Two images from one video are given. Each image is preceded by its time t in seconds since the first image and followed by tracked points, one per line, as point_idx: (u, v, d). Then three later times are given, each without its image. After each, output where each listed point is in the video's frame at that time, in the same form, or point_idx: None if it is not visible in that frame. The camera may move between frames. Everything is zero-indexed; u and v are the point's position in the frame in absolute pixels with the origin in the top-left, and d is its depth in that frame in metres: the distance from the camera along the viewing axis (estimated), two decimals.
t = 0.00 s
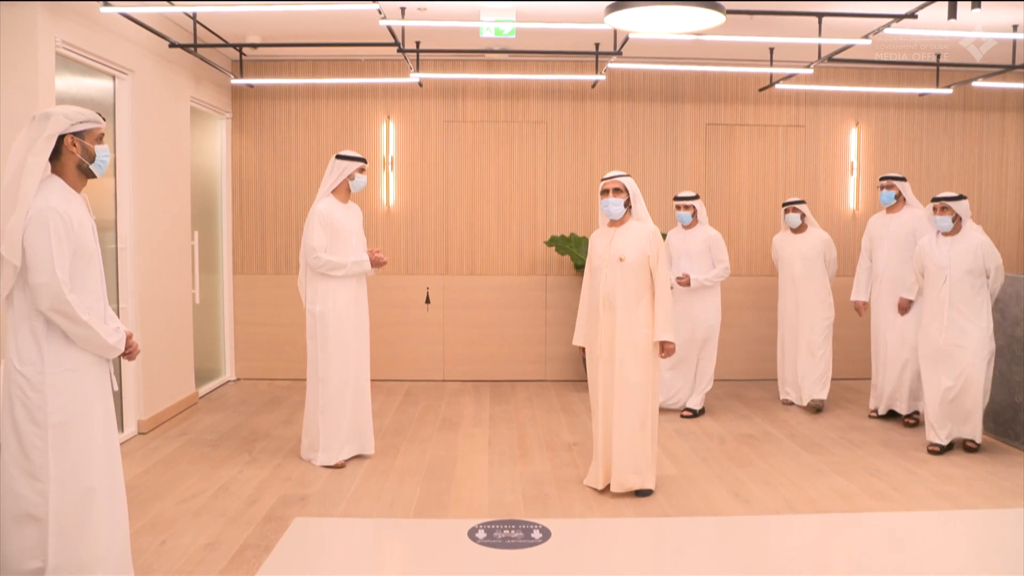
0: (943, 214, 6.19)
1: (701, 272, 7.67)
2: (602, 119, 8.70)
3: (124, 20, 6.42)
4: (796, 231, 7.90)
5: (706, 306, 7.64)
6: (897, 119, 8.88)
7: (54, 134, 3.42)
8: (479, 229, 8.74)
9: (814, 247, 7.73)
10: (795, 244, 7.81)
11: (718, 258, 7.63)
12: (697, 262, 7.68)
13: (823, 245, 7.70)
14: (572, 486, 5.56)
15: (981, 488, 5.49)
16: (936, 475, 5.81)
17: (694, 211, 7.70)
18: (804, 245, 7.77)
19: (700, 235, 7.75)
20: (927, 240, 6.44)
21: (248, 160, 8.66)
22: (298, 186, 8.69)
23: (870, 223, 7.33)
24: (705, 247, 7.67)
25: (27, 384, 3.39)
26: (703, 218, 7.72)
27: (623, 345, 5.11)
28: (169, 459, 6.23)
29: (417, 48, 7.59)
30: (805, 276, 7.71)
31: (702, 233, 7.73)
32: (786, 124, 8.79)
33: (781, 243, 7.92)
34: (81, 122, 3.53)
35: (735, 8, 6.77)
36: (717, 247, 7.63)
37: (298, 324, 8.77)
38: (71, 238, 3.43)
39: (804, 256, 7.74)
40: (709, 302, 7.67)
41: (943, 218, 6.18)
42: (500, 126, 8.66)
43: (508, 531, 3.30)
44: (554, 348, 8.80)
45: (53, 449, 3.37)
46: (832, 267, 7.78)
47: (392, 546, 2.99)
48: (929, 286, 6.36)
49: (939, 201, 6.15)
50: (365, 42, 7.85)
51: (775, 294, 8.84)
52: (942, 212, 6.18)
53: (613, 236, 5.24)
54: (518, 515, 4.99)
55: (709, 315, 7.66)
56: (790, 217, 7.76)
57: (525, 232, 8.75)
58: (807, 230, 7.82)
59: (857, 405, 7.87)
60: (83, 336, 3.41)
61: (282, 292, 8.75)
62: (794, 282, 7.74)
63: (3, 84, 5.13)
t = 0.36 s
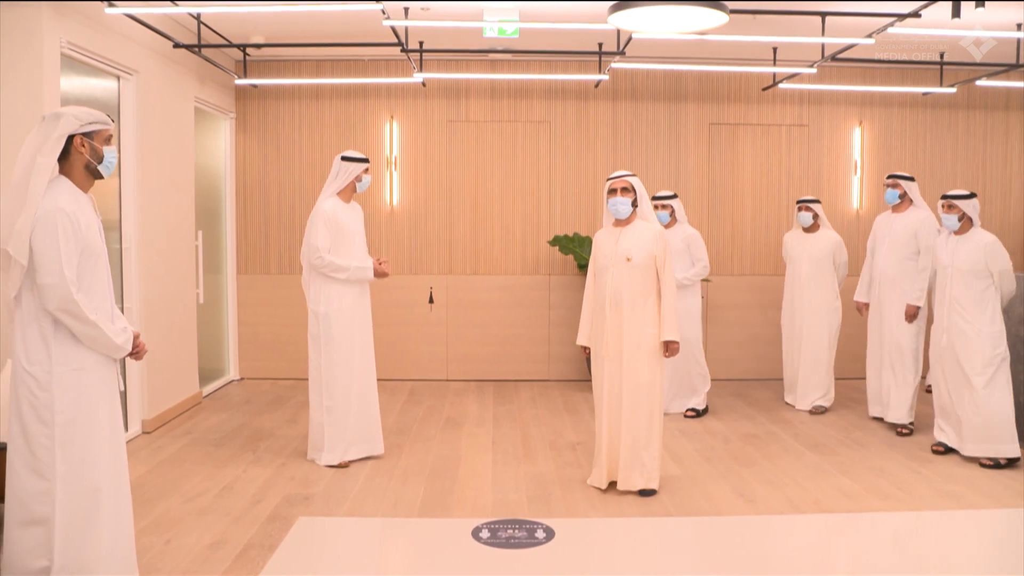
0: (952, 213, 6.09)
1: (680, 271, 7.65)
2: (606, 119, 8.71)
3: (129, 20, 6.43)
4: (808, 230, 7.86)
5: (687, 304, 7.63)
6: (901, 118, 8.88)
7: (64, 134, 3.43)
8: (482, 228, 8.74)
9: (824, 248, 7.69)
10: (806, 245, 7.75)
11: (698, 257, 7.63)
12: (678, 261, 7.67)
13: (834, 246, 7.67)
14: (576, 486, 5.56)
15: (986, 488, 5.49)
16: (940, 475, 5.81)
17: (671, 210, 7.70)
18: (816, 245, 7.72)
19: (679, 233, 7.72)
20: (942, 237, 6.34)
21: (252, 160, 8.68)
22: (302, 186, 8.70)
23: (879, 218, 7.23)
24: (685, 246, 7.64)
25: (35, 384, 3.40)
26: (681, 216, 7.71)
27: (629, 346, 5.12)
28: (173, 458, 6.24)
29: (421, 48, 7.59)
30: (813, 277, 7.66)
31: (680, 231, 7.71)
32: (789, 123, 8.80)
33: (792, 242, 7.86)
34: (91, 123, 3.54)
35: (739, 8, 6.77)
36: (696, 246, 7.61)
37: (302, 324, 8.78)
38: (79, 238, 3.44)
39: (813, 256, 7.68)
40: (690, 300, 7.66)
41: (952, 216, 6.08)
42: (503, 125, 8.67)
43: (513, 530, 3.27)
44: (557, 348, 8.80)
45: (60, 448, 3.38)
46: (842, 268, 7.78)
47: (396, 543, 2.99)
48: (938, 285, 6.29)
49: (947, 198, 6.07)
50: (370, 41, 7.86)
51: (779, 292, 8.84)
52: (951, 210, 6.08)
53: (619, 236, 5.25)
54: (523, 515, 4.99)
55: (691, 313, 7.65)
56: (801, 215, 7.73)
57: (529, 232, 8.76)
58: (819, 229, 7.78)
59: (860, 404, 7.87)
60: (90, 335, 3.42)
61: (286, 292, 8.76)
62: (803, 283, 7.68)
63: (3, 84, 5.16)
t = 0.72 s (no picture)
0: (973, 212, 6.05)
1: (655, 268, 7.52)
2: (610, 119, 8.71)
3: (132, 21, 6.43)
4: (821, 231, 7.84)
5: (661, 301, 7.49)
6: (904, 118, 8.87)
7: (75, 136, 3.43)
8: (486, 228, 8.75)
9: (837, 250, 7.68)
10: (817, 245, 7.74)
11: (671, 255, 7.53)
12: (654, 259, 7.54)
13: (846, 249, 7.67)
14: (581, 486, 5.56)
15: (990, 488, 5.48)
16: (944, 474, 5.80)
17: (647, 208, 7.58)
18: (828, 246, 7.70)
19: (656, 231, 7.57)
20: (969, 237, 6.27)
21: (255, 160, 8.68)
22: (306, 187, 8.71)
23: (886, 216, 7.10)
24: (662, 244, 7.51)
25: (41, 385, 3.41)
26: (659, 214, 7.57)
27: (632, 346, 5.12)
28: (177, 458, 6.24)
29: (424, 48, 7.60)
30: (825, 277, 7.65)
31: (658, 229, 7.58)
32: (793, 123, 8.79)
33: (803, 241, 7.82)
34: (102, 125, 3.55)
35: (742, 7, 6.76)
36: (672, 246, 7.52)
37: (306, 325, 8.79)
38: (85, 238, 3.45)
39: (825, 257, 7.67)
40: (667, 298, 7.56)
41: (973, 216, 6.04)
42: (507, 125, 8.68)
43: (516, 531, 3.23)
44: (561, 348, 8.80)
45: (67, 448, 3.38)
46: (853, 270, 7.79)
47: (401, 541, 3.00)
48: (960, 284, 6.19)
49: (967, 197, 6.05)
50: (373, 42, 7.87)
51: (782, 292, 8.84)
52: (971, 209, 6.05)
53: (624, 236, 5.25)
54: (527, 515, 5.00)
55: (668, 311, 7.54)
56: (815, 213, 7.72)
57: (532, 232, 8.76)
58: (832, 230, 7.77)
59: (864, 404, 7.87)
60: (96, 336, 3.43)
61: (290, 292, 8.77)
62: (814, 283, 7.67)
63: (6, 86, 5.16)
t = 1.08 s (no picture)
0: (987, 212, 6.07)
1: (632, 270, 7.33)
2: (611, 119, 8.71)
3: (134, 21, 6.43)
4: (819, 230, 7.82)
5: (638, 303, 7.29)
6: (906, 118, 8.87)
7: (76, 135, 3.43)
8: (488, 227, 8.75)
9: (835, 249, 7.67)
10: (813, 244, 7.72)
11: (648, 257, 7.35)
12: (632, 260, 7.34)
13: (845, 247, 7.67)
14: (583, 486, 5.57)
15: (991, 488, 5.48)
16: (945, 474, 5.80)
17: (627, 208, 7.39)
18: (823, 246, 7.67)
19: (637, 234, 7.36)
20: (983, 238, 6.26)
21: (257, 160, 8.69)
22: (308, 187, 8.71)
23: (883, 217, 7.05)
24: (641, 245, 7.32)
25: (44, 385, 3.40)
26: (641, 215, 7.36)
27: (636, 346, 5.12)
28: (179, 458, 6.24)
29: (426, 47, 7.60)
30: (824, 277, 7.62)
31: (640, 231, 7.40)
32: (794, 123, 8.79)
33: (801, 240, 7.78)
34: (103, 124, 3.55)
35: (744, 7, 6.76)
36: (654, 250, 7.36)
37: (308, 324, 8.79)
38: (88, 238, 3.45)
39: (823, 255, 7.65)
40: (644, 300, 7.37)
41: (987, 216, 6.06)
42: (509, 125, 8.68)
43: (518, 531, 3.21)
44: (562, 348, 8.80)
45: (71, 448, 3.38)
46: (851, 269, 7.80)
47: (403, 541, 2.99)
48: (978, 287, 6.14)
49: (982, 197, 6.08)
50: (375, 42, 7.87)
51: (784, 292, 8.84)
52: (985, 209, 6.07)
53: (630, 237, 5.25)
54: (528, 514, 5.00)
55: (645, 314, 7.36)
56: (814, 213, 7.69)
57: (533, 232, 8.76)
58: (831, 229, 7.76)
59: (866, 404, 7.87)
60: (99, 334, 3.43)
61: (292, 292, 8.77)
62: (812, 281, 7.64)
63: (8, 87, 5.16)
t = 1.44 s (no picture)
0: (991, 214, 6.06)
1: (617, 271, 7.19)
2: (612, 120, 8.71)
3: (135, 21, 6.43)
4: (804, 231, 7.80)
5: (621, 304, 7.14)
6: (907, 119, 8.86)
7: (78, 134, 3.44)
8: (488, 228, 8.75)
9: (819, 250, 7.64)
10: (799, 245, 7.72)
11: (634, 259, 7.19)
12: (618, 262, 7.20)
13: (829, 248, 7.62)
14: (583, 486, 5.57)
15: (992, 489, 5.48)
16: (945, 475, 5.80)
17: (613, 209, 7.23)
18: (808, 247, 7.69)
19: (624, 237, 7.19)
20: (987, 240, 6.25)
21: (257, 160, 8.68)
22: (308, 187, 8.71)
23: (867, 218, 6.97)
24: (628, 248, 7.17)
25: (43, 384, 3.40)
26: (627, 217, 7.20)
27: (638, 347, 5.12)
28: (179, 458, 6.24)
29: (427, 48, 7.60)
30: (808, 277, 7.64)
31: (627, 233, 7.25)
32: (795, 124, 8.79)
33: (786, 242, 7.79)
34: (106, 125, 3.55)
35: (745, 9, 6.76)
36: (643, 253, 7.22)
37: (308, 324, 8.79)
38: (88, 238, 3.45)
39: (807, 257, 7.66)
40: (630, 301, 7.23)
41: (992, 218, 6.05)
42: (510, 125, 8.67)
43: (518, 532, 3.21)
44: (562, 348, 8.80)
45: (70, 448, 3.37)
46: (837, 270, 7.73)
47: (403, 541, 2.99)
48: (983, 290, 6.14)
49: (986, 198, 6.08)
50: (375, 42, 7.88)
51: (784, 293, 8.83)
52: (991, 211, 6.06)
53: (631, 237, 5.24)
54: (528, 515, 5.00)
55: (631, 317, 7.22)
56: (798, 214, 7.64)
57: (534, 232, 8.76)
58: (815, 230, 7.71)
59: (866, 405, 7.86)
60: (99, 334, 3.43)
61: (292, 292, 8.77)
62: (796, 281, 7.66)
63: (8, 88, 5.15)
